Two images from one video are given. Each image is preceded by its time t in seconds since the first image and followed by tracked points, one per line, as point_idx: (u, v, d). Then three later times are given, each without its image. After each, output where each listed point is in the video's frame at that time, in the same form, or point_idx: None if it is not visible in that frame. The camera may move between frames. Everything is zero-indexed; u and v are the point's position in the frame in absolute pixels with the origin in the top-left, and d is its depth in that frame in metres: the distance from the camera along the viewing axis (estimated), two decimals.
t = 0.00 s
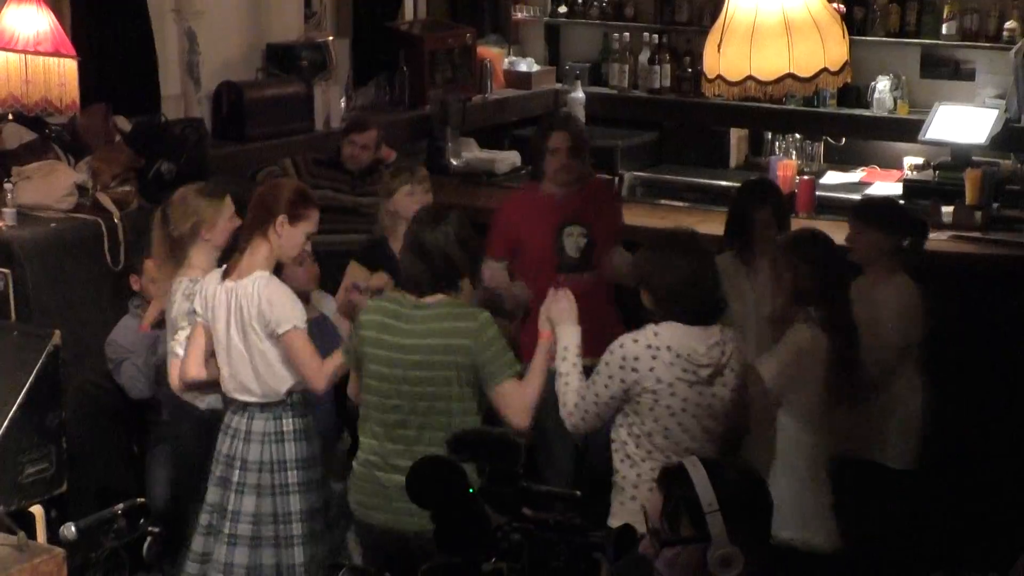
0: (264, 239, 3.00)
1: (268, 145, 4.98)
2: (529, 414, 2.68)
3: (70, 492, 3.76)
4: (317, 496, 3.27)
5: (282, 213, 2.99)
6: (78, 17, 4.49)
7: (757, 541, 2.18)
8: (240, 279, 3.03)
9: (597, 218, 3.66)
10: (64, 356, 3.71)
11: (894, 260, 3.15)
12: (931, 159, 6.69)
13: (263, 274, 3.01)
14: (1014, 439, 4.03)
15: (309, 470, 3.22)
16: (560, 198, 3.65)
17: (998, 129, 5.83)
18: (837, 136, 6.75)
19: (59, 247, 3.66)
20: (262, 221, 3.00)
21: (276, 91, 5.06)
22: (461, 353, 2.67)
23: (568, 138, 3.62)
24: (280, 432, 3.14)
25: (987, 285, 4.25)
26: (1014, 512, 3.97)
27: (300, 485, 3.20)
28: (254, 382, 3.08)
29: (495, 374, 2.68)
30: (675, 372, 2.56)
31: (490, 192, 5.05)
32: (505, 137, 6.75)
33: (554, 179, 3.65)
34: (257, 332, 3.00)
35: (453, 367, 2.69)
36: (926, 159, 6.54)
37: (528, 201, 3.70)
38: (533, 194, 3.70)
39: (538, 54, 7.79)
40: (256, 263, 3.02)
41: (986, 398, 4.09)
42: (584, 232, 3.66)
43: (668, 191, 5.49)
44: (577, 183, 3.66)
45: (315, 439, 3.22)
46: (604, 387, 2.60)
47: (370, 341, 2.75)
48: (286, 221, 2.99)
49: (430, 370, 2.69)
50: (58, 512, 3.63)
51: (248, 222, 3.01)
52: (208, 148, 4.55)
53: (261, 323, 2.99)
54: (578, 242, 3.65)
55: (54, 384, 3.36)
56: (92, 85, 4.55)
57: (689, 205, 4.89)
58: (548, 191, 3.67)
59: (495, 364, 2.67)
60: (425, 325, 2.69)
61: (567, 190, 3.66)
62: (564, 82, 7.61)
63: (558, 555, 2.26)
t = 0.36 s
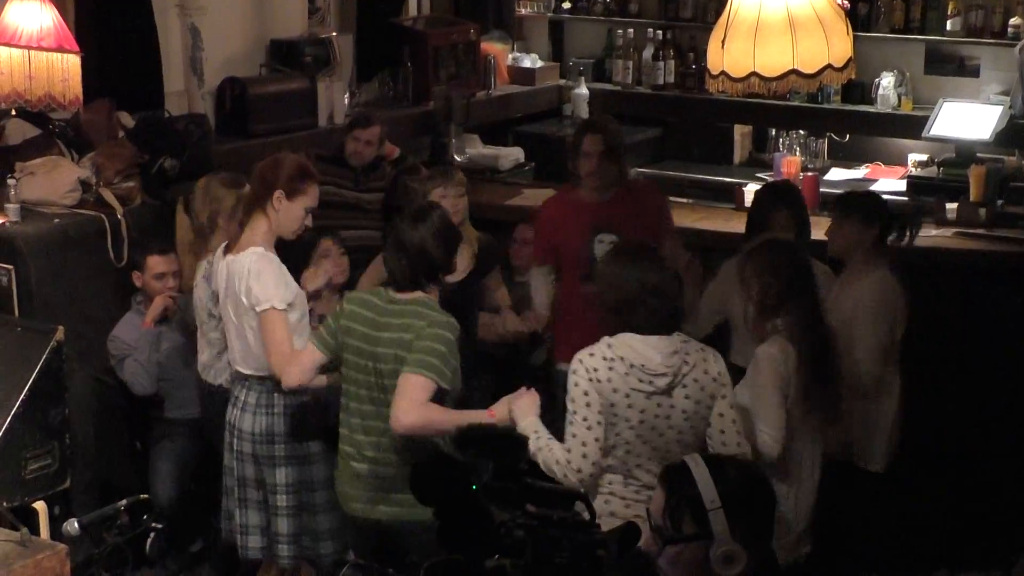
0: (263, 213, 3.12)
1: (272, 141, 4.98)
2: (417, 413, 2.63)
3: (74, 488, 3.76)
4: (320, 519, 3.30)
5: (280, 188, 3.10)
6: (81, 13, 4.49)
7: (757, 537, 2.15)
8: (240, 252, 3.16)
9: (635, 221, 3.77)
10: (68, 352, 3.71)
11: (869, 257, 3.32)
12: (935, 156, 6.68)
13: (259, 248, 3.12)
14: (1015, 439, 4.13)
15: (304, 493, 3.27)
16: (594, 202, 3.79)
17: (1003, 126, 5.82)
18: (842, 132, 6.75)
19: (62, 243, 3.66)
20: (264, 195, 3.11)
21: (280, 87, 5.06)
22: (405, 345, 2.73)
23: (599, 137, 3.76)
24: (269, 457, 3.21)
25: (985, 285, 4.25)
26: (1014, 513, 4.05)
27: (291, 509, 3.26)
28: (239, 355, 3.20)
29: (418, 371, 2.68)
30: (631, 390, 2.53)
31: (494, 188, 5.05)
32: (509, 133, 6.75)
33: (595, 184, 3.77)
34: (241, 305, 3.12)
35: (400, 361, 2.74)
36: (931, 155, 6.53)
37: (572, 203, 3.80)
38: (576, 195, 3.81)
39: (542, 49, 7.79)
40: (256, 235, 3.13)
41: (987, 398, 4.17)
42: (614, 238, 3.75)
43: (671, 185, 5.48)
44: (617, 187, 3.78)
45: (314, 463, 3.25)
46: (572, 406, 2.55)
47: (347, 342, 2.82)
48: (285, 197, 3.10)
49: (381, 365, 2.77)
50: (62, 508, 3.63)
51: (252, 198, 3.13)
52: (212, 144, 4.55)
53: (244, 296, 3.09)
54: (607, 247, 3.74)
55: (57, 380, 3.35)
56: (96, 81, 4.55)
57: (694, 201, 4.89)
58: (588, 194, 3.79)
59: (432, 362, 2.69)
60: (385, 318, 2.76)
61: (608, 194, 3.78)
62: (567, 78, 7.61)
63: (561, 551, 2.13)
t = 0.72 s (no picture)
0: (252, 218, 3.19)
1: (275, 137, 4.98)
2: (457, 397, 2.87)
3: (78, 485, 3.76)
4: (273, 526, 3.38)
5: (267, 193, 3.15)
6: (83, 11, 4.49)
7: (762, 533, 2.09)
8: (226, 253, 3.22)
9: (678, 215, 3.86)
10: (71, 349, 3.71)
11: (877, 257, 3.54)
12: (938, 150, 6.68)
13: (244, 249, 3.20)
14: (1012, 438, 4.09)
15: (260, 500, 3.37)
16: (643, 195, 3.91)
17: (1006, 121, 5.80)
18: (844, 127, 6.75)
19: (66, 240, 3.66)
20: (252, 200, 3.17)
21: (283, 83, 5.06)
22: (382, 326, 2.88)
23: (652, 133, 3.87)
24: (230, 459, 3.34)
25: (987, 282, 4.07)
26: (1014, 512, 4.10)
27: (246, 513, 3.37)
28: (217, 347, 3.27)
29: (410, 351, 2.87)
30: (551, 382, 2.68)
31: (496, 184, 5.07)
32: (511, 129, 6.75)
33: (648, 177, 3.89)
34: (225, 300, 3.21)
35: (372, 344, 2.89)
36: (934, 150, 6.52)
37: (627, 194, 3.94)
38: (631, 188, 3.94)
39: (545, 45, 7.78)
40: (246, 237, 3.21)
41: (987, 397, 4.10)
42: (657, 231, 3.86)
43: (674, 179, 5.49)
44: (669, 182, 3.89)
45: (273, 471, 3.35)
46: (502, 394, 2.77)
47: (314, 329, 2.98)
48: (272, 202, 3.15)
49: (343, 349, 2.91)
50: (67, 506, 3.64)
51: (243, 203, 3.19)
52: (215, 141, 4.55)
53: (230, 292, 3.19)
54: (651, 240, 3.87)
55: (61, 376, 3.35)
56: (99, 78, 4.55)
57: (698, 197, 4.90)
58: (642, 188, 3.91)
59: (411, 342, 2.87)
60: (354, 303, 2.91)
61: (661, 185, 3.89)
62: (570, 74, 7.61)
63: (567, 546, 2.11)
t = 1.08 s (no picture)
0: (238, 201, 3.23)
1: (277, 134, 4.97)
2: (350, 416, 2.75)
3: (79, 482, 3.76)
4: (253, 506, 3.39)
5: (254, 177, 3.19)
6: (84, 8, 4.49)
7: (764, 530, 2.05)
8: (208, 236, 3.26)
9: (702, 207, 3.83)
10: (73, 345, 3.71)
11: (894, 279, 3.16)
12: (940, 147, 6.68)
13: (227, 233, 3.23)
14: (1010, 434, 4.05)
15: (239, 480, 3.37)
16: (673, 186, 3.87)
17: (1008, 117, 5.81)
18: (846, 124, 6.76)
19: (67, 237, 3.66)
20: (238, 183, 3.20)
21: (285, 80, 5.06)
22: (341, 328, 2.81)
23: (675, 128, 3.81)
24: (204, 437, 3.34)
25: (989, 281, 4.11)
26: (1015, 510, 4.05)
27: (223, 492, 3.37)
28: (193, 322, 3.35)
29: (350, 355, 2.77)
30: (519, 396, 2.60)
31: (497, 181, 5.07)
32: (514, 126, 6.75)
33: (675, 168, 3.85)
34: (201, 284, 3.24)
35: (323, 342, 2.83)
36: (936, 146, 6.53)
37: (653, 185, 3.93)
38: (661, 178, 3.91)
39: (547, 42, 7.78)
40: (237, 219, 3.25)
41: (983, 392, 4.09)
42: (681, 224, 3.86)
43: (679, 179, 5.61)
44: (694, 174, 3.85)
45: (255, 452, 3.35)
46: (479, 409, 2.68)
47: (293, 335, 2.94)
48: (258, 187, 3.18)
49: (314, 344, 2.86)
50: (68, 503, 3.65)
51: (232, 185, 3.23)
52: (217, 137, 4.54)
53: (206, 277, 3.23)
54: (675, 234, 3.87)
55: (62, 374, 3.34)
56: (102, 75, 4.55)
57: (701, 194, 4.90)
58: (672, 180, 3.88)
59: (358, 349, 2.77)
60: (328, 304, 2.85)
61: (688, 177, 3.85)
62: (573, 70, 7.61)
63: (570, 543, 2.09)
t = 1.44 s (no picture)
0: (214, 189, 3.36)
1: (279, 130, 4.98)
2: (424, 397, 2.79)
3: (83, 479, 3.77)
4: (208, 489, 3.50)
5: (226, 164, 3.32)
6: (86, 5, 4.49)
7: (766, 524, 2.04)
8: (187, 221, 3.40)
9: (712, 200, 3.91)
10: (76, 342, 3.72)
11: (915, 260, 3.30)
12: (942, 143, 6.68)
13: (203, 218, 3.36)
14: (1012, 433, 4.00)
15: (199, 462, 3.49)
16: (686, 177, 3.95)
17: (1010, 112, 5.81)
18: (848, 119, 6.76)
19: (70, 234, 3.67)
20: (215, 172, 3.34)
21: (287, 77, 5.06)
22: (340, 326, 2.79)
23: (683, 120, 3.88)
24: (173, 418, 3.47)
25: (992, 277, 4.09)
26: (1016, 508, 4.00)
27: (183, 472, 3.50)
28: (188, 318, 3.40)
29: (372, 362, 2.77)
30: (518, 395, 2.77)
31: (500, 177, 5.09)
32: (515, 121, 6.75)
33: (685, 163, 3.93)
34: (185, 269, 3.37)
35: (332, 346, 2.81)
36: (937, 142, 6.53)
37: (666, 176, 4.00)
38: (670, 169, 3.99)
39: (549, 38, 7.78)
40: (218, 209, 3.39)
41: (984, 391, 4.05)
42: (694, 215, 3.94)
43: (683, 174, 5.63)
44: (705, 165, 3.92)
45: (210, 437, 3.46)
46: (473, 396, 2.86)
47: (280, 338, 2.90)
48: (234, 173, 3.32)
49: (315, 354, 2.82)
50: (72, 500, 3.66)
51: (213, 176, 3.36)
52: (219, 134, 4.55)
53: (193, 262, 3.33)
54: (687, 224, 3.95)
55: (66, 371, 3.34)
56: (104, 72, 4.56)
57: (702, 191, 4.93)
58: (682, 171, 3.96)
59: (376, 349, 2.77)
60: (315, 308, 2.82)
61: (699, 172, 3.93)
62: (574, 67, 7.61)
63: (572, 538, 1.99)
